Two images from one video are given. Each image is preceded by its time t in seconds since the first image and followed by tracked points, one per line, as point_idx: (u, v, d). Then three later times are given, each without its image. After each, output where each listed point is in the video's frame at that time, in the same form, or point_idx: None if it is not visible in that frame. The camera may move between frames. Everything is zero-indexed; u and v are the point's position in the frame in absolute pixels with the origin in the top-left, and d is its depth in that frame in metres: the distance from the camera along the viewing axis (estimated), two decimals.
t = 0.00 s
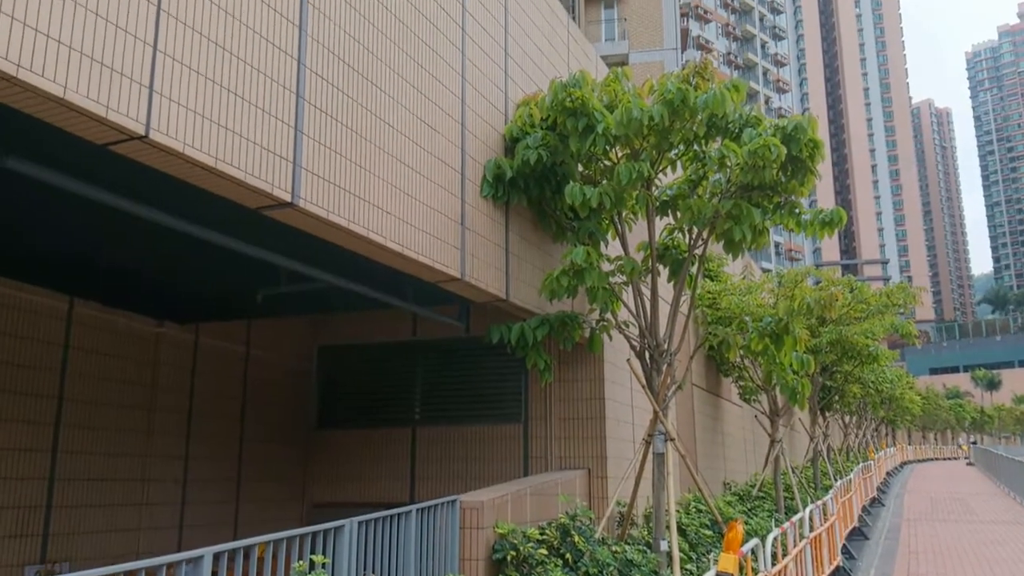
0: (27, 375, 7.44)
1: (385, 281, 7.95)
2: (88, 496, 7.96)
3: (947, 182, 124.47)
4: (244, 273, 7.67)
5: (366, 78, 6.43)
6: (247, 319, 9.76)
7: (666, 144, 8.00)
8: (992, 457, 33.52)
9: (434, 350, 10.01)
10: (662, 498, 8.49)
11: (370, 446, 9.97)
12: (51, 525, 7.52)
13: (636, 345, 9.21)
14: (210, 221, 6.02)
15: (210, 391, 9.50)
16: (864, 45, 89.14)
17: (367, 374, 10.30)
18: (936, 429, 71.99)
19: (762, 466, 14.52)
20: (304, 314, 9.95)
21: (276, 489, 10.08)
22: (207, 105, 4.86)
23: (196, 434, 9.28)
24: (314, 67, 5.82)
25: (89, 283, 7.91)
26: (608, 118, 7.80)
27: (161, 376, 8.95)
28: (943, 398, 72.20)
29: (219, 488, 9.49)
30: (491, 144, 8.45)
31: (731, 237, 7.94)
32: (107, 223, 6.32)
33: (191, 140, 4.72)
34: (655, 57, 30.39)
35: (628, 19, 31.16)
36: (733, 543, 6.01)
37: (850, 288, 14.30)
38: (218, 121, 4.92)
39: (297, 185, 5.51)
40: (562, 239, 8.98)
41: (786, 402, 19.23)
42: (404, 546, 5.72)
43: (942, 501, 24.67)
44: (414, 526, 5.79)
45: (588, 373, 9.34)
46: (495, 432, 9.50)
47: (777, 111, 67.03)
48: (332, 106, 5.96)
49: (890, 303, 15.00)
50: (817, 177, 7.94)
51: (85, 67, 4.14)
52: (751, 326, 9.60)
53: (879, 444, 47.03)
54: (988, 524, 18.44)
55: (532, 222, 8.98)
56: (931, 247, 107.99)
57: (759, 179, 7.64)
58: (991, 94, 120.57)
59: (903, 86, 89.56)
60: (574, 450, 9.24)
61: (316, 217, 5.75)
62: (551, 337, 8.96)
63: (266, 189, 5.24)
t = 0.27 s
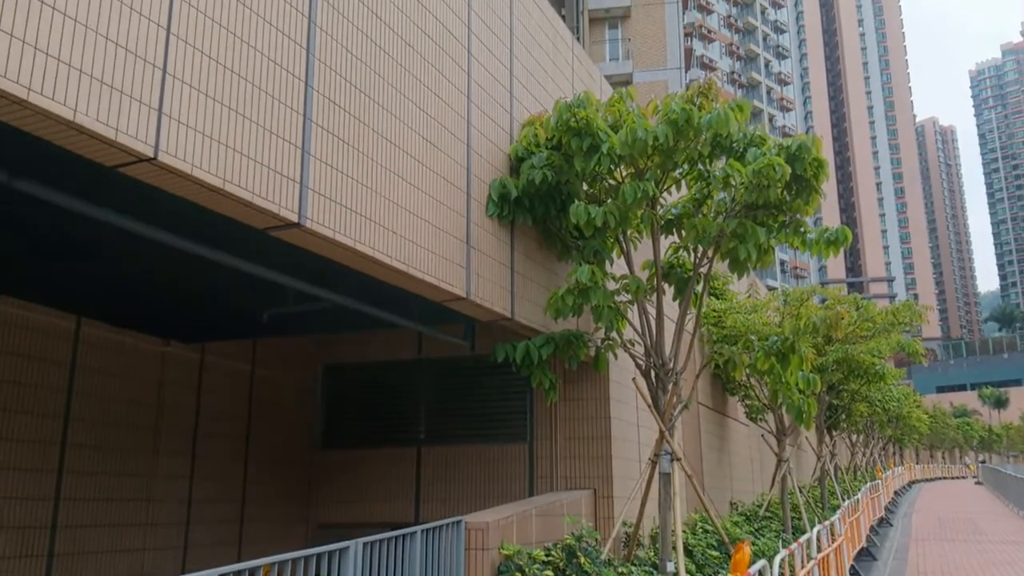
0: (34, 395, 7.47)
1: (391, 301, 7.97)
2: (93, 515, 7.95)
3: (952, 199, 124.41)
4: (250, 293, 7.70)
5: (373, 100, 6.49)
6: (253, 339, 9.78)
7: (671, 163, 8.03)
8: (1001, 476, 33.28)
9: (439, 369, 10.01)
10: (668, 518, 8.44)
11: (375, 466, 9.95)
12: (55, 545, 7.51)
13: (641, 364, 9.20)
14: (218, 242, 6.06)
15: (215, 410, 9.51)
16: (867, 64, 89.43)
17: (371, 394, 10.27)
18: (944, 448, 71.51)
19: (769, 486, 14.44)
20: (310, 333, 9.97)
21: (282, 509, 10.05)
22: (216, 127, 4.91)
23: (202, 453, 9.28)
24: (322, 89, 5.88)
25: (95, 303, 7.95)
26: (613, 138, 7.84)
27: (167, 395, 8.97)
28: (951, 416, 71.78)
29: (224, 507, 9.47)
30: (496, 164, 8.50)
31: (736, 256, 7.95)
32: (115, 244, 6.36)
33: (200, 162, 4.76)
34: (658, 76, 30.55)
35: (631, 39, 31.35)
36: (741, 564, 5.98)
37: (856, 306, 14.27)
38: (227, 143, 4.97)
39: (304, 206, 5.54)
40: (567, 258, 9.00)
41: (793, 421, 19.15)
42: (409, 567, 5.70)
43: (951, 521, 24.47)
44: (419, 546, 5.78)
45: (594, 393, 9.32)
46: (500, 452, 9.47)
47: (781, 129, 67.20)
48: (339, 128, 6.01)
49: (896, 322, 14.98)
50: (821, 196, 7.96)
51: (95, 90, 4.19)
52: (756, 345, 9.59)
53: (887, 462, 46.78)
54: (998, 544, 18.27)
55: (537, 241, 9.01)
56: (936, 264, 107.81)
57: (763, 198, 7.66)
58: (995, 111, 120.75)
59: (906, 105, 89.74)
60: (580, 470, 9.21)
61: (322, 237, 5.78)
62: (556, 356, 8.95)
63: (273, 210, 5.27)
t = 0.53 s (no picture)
0: (38, 415, 7.47)
1: (395, 319, 7.97)
2: (96, 535, 7.93)
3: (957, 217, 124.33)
4: (254, 312, 7.71)
5: (378, 120, 6.52)
6: (257, 357, 9.78)
7: (674, 183, 8.05)
8: (1009, 496, 33.01)
9: (444, 388, 10.02)
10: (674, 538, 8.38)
11: (379, 486, 9.91)
12: (58, 565, 7.49)
13: (646, 383, 9.17)
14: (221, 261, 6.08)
15: (219, 429, 9.49)
16: (871, 83, 89.69)
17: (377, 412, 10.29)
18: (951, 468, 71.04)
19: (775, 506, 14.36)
20: (314, 352, 9.97)
21: (285, 529, 10.01)
22: (222, 148, 4.94)
23: (205, 473, 9.26)
24: (327, 109, 5.92)
25: (100, 322, 7.97)
26: (616, 157, 7.85)
27: (171, 414, 8.97)
28: (958, 435, 71.34)
29: (227, 527, 9.44)
30: (500, 183, 8.52)
31: (740, 275, 7.95)
32: (120, 263, 6.38)
33: (206, 182, 4.79)
34: (662, 95, 30.66)
35: (636, 59, 31.49)
36: None
37: (862, 325, 14.24)
38: (232, 163, 5.00)
39: (309, 225, 5.56)
40: (571, 276, 9.00)
41: (799, 440, 19.06)
42: None
43: (960, 541, 24.27)
44: (422, 567, 5.74)
45: (598, 412, 9.29)
46: (505, 471, 9.43)
47: (785, 148, 67.31)
48: (344, 147, 6.04)
49: (901, 340, 14.93)
50: (825, 215, 7.96)
51: (102, 112, 4.23)
52: (762, 364, 9.56)
53: (894, 482, 46.47)
54: (1008, 566, 18.09)
55: (541, 259, 9.01)
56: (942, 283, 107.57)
57: (768, 217, 7.67)
58: (999, 130, 120.85)
59: (910, 123, 89.91)
60: (584, 490, 9.16)
61: (327, 256, 5.79)
62: (561, 374, 8.93)
63: (278, 230, 5.29)
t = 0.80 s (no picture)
0: (41, 436, 7.47)
1: (398, 339, 7.97)
2: (97, 557, 7.90)
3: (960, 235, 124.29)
4: (257, 332, 7.73)
5: (381, 141, 6.56)
6: (260, 377, 9.78)
7: (676, 202, 8.07)
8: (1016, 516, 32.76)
9: (448, 407, 10.04)
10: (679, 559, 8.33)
11: (381, 506, 9.87)
12: None
13: (649, 402, 9.15)
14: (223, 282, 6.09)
15: (222, 449, 9.47)
16: (872, 101, 90.01)
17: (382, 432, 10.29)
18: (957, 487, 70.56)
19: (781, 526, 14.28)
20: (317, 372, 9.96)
21: (287, 551, 9.96)
22: (225, 169, 4.97)
23: (207, 494, 9.23)
24: (330, 130, 5.95)
25: (103, 341, 7.99)
26: (618, 177, 7.88)
27: (174, 435, 8.95)
28: (964, 454, 70.91)
29: (230, 549, 9.39)
30: (503, 202, 8.55)
31: (743, 294, 7.96)
32: (124, 284, 6.41)
33: (209, 203, 4.82)
34: (664, 115, 30.77)
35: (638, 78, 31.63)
36: None
37: (865, 344, 14.23)
38: (236, 185, 5.02)
39: (312, 246, 5.58)
40: (574, 295, 9.01)
41: (804, 460, 18.98)
42: None
43: (967, 562, 24.08)
44: None
45: (602, 432, 9.26)
46: (508, 491, 9.40)
47: (787, 167, 67.42)
48: (347, 169, 6.07)
49: (906, 359, 14.89)
50: (827, 234, 7.97)
51: (107, 134, 4.26)
52: (765, 383, 9.54)
53: (900, 502, 46.16)
54: None
55: (544, 279, 9.02)
56: (945, 300, 107.38)
57: (770, 237, 7.68)
58: (1001, 148, 121.06)
59: (912, 142, 90.13)
60: (588, 510, 9.11)
61: (330, 276, 5.81)
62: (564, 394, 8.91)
63: (282, 250, 5.31)
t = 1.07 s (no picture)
0: (42, 457, 7.44)
1: (401, 358, 7.95)
2: None
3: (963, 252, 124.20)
4: (259, 352, 7.71)
5: (383, 161, 6.57)
6: (262, 397, 9.75)
7: (678, 221, 8.06)
8: None
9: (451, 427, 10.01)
10: None
11: (384, 527, 9.81)
12: None
13: (653, 422, 9.10)
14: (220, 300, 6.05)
15: (224, 470, 9.43)
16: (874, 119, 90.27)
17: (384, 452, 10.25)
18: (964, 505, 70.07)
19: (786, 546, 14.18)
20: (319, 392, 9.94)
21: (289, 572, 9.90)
22: (229, 191, 4.98)
23: (209, 515, 9.18)
24: (334, 151, 5.97)
25: (105, 362, 7.98)
26: (620, 196, 7.89)
27: (176, 455, 8.91)
28: (970, 472, 70.47)
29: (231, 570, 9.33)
30: (505, 221, 8.56)
31: (746, 312, 7.94)
32: (127, 305, 6.40)
33: (212, 224, 4.82)
34: (666, 133, 30.78)
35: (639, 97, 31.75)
36: None
37: (869, 362, 14.19)
38: (238, 206, 5.03)
39: (315, 266, 5.58)
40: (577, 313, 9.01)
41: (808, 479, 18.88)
42: None
43: None
44: None
45: (605, 451, 9.21)
46: (511, 512, 9.34)
47: (789, 185, 67.52)
48: (350, 189, 6.08)
49: (910, 378, 14.83)
50: (830, 252, 7.96)
51: (111, 156, 4.27)
52: (769, 402, 9.50)
53: (906, 521, 45.83)
54: None
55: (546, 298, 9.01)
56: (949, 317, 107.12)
57: (773, 255, 7.67)
58: (1003, 165, 121.21)
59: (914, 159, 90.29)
60: (592, 531, 9.05)
61: (333, 296, 5.80)
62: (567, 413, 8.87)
63: (284, 271, 5.30)
